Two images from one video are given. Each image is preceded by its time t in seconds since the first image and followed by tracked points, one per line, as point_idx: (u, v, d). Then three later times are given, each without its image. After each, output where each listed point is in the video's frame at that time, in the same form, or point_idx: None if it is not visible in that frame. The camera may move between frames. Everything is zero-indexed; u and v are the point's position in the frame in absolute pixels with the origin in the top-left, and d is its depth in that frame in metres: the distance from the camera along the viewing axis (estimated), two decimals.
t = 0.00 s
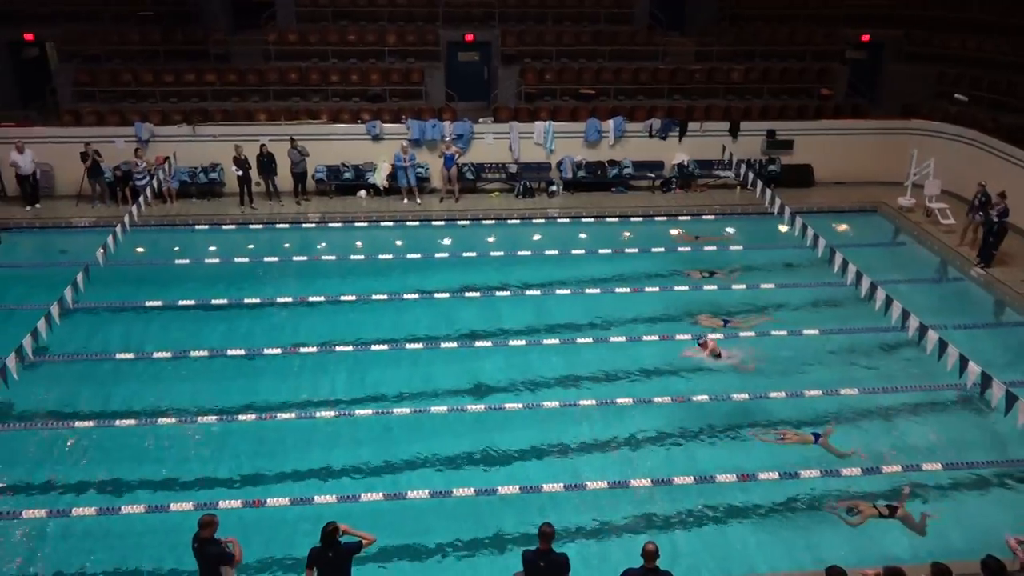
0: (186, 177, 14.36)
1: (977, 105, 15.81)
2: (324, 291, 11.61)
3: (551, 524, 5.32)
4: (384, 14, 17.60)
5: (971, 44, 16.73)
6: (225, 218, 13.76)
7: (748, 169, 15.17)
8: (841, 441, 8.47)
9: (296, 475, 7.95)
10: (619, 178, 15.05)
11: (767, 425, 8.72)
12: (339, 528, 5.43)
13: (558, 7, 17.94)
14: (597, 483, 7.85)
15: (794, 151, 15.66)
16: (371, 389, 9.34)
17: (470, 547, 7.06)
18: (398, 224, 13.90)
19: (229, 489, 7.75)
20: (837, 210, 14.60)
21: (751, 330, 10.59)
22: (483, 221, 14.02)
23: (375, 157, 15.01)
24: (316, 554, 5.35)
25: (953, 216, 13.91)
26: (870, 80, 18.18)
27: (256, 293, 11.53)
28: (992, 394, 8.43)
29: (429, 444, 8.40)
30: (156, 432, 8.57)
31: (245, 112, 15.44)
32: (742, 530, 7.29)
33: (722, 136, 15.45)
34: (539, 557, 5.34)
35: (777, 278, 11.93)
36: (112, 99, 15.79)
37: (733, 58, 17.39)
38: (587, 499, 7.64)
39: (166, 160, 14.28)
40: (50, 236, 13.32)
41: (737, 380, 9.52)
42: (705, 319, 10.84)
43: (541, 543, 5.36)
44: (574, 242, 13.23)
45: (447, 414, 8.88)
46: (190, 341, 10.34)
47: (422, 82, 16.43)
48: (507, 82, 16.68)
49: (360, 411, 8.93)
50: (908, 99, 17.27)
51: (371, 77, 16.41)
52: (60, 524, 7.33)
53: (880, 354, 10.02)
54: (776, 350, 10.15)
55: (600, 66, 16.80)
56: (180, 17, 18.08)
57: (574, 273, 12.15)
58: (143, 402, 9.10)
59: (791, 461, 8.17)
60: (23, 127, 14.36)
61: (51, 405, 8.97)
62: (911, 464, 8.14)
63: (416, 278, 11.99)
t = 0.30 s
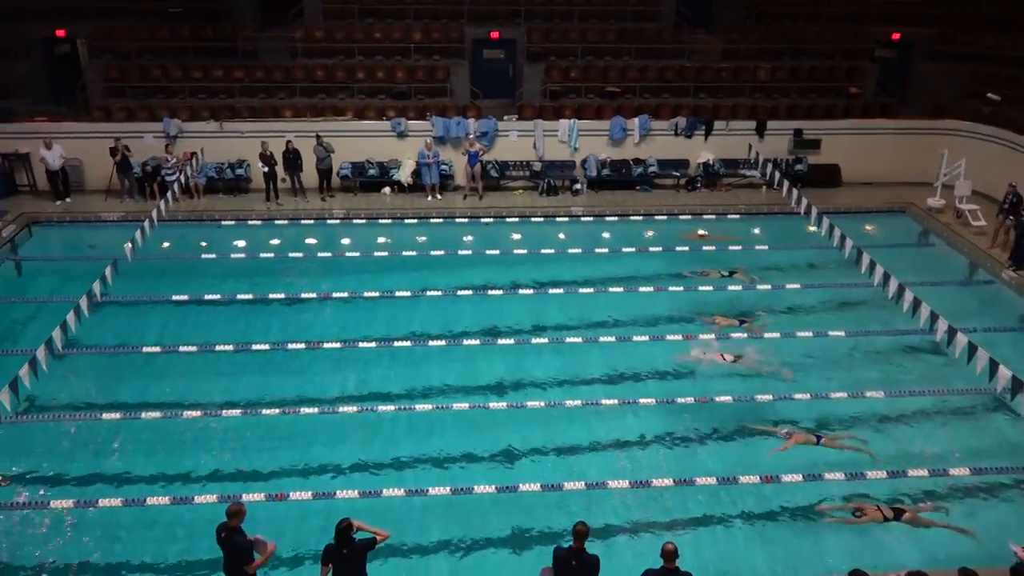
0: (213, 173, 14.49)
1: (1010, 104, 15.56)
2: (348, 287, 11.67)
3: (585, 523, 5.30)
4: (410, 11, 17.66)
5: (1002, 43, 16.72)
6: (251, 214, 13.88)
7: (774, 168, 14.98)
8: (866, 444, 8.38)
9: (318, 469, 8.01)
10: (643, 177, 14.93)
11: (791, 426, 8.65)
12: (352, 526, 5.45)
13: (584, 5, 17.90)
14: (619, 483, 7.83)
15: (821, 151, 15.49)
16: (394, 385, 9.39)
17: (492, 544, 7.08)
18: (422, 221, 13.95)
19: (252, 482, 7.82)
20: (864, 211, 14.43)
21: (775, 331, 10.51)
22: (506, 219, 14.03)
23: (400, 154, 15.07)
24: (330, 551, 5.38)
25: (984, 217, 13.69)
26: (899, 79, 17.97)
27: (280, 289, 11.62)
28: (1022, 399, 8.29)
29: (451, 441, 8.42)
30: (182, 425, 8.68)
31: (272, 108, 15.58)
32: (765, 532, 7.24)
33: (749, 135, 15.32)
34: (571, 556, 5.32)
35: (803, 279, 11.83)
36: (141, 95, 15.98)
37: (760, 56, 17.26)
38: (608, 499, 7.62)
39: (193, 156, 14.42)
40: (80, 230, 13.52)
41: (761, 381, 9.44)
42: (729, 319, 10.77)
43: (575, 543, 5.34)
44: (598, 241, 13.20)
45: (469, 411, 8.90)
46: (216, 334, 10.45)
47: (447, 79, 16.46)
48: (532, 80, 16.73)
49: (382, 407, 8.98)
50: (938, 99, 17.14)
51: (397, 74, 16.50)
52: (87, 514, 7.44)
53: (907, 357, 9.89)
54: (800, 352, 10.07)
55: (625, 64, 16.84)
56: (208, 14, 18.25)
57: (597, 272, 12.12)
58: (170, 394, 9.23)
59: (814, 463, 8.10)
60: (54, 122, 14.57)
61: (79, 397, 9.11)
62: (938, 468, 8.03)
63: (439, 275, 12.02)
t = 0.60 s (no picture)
0: (233, 169, 14.56)
1: None
2: (366, 283, 11.72)
3: (605, 521, 5.29)
4: (429, 8, 17.69)
5: None
6: (270, 209, 13.97)
7: (794, 168, 14.87)
8: (884, 446, 8.31)
9: (335, 464, 8.06)
10: (662, 175, 14.93)
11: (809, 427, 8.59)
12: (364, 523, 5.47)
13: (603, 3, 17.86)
14: (635, 482, 7.82)
15: (842, 150, 15.36)
16: (411, 381, 9.42)
17: (507, 542, 7.10)
18: (440, 219, 13.97)
19: (270, 476, 7.88)
20: (885, 211, 14.30)
21: (794, 331, 10.44)
22: (524, 216, 14.03)
23: (419, 151, 15.11)
24: (342, 547, 5.41)
25: (1009, 218, 13.52)
26: (922, 77, 17.79)
27: (299, 284, 11.69)
28: None
29: (467, 438, 8.44)
30: (200, 419, 8.75)
31: (291, 105, 15.67)
32: (781, 533, 7.21)
33: (769, 134, 15.21)
34: (590, 553, 5.32)
35: (822, 279, 11.74)
36: (162, 91, 16.12)
37: (781, 55, 17.15)
38: (624, 498, 7.61)
39: (214, 152, 14.51)
40: (101, 225, 13.66)
41: (779, 382, 9.39)
42: (746, 319, 10.70)
43: (596, 539, 5.33)
44: (616, 239, 13.17)
45: (486, 409, 8.91)
46: (234, 330, 10.53)
47: (466, 77, 16.49)
48: (551, 77, 16.72)
49: (399, 403, 9.01)
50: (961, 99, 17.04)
51: (416, 71, 16.54)
52: (107, 506, 7.52)
53: (928, 359, 9.80)
54: (819, 352, 10.00)
55: (645, 61, 16.85)
56: (230, 10, 18.37)
57: (614, 270, 12.10)
58: (190, 388, 9.32)
59: (832, 465, 8.04)
60: (77, 118, 14.72)
61: (100, 390, 9.20)
62: (959, 471, 7.95)
63: (457, 272, 12.04)
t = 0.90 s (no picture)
0: (255, 165, 14.73)
1: None
2: (385, 279, 11.76)
3: (622, 519, 5.28)
4: (450, 5, 17.69)
5: None
6: (290, 205, 14.04)
7: (816, 166, 14.80)
8: (905, 448, 8.23)
9: (353, 459, 8.10)
10: (682, 173, 14.87)
11: (829, 428, 8.52)
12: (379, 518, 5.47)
13: None
14: (653, 481, 7.80)
15: (866, 149, 15.19)
16: (429, 377, 9.45)
17: (524, 539, 7.11)
18: (459, 215, 13.98)
19: (288, 470, 7.94)
20: (909, 210, 14.15)
21: (815, 332, 10.35)
22: (543, 214, 14.02)
23: (439, 148, 15.13)
24: (357, 542, 5.43)
25: None
26: (948, 75, 17.56)
27: (318, 280, 11.75)
28: None
29: (485, 435, 8.45)
30: (220, 413, 8.83)
31: (312, 101, 15.75)
32: (798, 535, 7.17)
33: (791, 132, 15.06)
34: (607, 552, 5.31)
35: (843, 279, 11.63)
36: (185, 87, 16.26)
37: (804, 52, 17.01)
38: (641, 497, 7.59)
39: (235, 148, 14.62)
40: (124, 220, 13.80)
41: (799, 382, 9.31)
42: (766, 318, 10.63)
43: (612, 538, 5.32)
44: (636, 237, 13.12)
45: (503, 406, 8.92)
46: (255, 325, 10.61)
47: (486, 73, 16.50)
48: (571, 74, 16.69)
49: (417, 399, 9.04)
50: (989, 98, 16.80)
51: (437, 68, 16.56)
52: (128, 498, 7.61)
53: (951, 360, 9.69)
54: (840, 353, 9.91)
55: (666, 58, 16.75)
56: (252, 7, 18.48)
57: (634, 268, 12.06)
58: (210, 382, 9.40)
59: (852, 467, 7.98)
60: (102, 113, 14.87)
61: (122, 383, 9.30)
62: (982, 474, 7.86)
63: (475, 269, 12.06)
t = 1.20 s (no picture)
0: (276, 161, 14.83)
1: None
2: (404, 276, 11.79)
3: (638, 518, 5.26)
4: (471, 2, 17.71)
5: None
6: (311, 202, 14.13)
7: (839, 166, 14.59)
8: (927, 452, 8.15)
9: (372, 454, 8.13)
10: (703, 172, 14.80)
11: (850, 430, 8.45)
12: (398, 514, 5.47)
13: None
14: (671, 481, 7.77)
15: (890, 148, 15.05)
16: (447, 374, 9.47)
17: (541, 536, 7.12)
18: (479, 212, 13.99)
19: (308, 465, 7.99)
20: (934, 211, 13.99)
21: (836, 333, 10.26)
22: (563, 212, 14.01)
23: (459, 145, 15.15)
24: (375, 537, 5.45)
25: None
26: (974, 74, 17.36)
27: (338, 276, 11.80)
28: None
29: (503, 432, 8.46)
30: (240, 407, 8.90)
31: (334, 98, 15.84)
32: (817, 537, 7.12)
33: (814, 131, 14.94)
34: (624, 551, 5.30)
35: (865, 280, 11.52)
36: (208, 83, 16.39)
37: (827, 50, 16.88)
38: (659, 497, 7.56)
39: (257, 144, 14.72)
40: (147, 215, 13.94)
41: (820, 384, 9.24)
42: (786, 319, 10.57)
43: (628, 537, 5.31)
44: (656, 236, 13.08)
45: (521, 403, 8.91)
46: (274, 320, 10.68)
47: (507, 71, 16.51)
48: (592, 72, 16.66)
49: (435, 396, 9.06)
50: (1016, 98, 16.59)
51: (458, 65, 16.59)
52: (150, 490, 7.69)
53: (974, 363, 9.57)
54: (861, 355, 9.82)
55: (688, 57, 16.68)
56: (275, 4, 18.57)
57: (653, 266, 12.03)
58: (230, 376, 9.47)
59: (873, 469, 7.90)
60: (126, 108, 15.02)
61: (144, 376, 9.40)
62: (1005, 479, 7.76)
63: (494, 267, 12.07)
